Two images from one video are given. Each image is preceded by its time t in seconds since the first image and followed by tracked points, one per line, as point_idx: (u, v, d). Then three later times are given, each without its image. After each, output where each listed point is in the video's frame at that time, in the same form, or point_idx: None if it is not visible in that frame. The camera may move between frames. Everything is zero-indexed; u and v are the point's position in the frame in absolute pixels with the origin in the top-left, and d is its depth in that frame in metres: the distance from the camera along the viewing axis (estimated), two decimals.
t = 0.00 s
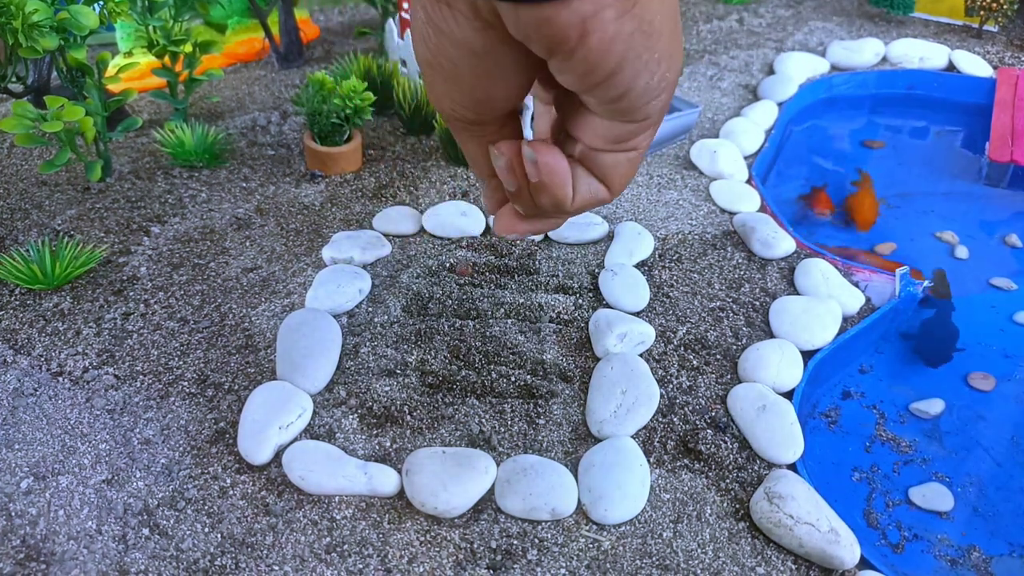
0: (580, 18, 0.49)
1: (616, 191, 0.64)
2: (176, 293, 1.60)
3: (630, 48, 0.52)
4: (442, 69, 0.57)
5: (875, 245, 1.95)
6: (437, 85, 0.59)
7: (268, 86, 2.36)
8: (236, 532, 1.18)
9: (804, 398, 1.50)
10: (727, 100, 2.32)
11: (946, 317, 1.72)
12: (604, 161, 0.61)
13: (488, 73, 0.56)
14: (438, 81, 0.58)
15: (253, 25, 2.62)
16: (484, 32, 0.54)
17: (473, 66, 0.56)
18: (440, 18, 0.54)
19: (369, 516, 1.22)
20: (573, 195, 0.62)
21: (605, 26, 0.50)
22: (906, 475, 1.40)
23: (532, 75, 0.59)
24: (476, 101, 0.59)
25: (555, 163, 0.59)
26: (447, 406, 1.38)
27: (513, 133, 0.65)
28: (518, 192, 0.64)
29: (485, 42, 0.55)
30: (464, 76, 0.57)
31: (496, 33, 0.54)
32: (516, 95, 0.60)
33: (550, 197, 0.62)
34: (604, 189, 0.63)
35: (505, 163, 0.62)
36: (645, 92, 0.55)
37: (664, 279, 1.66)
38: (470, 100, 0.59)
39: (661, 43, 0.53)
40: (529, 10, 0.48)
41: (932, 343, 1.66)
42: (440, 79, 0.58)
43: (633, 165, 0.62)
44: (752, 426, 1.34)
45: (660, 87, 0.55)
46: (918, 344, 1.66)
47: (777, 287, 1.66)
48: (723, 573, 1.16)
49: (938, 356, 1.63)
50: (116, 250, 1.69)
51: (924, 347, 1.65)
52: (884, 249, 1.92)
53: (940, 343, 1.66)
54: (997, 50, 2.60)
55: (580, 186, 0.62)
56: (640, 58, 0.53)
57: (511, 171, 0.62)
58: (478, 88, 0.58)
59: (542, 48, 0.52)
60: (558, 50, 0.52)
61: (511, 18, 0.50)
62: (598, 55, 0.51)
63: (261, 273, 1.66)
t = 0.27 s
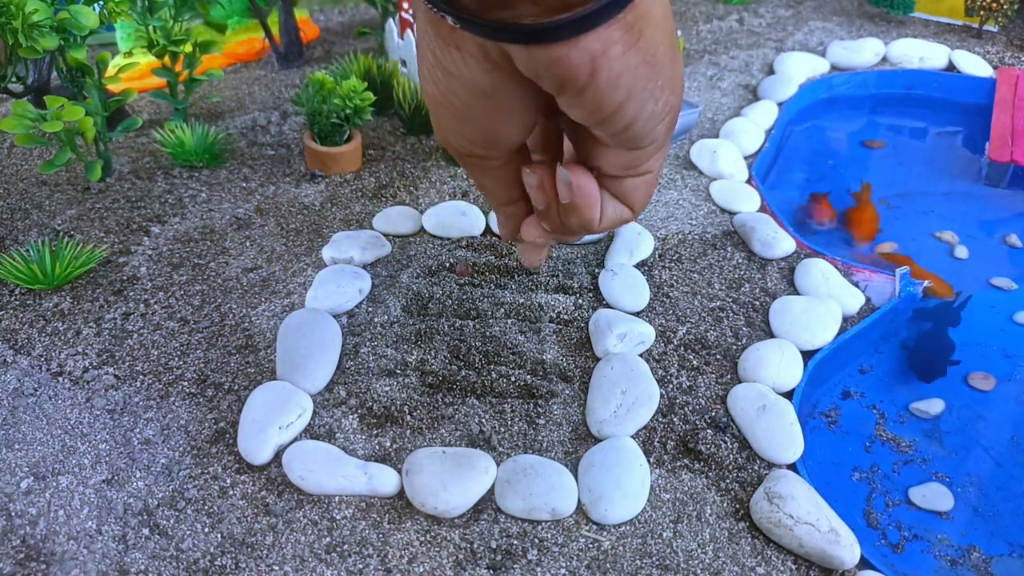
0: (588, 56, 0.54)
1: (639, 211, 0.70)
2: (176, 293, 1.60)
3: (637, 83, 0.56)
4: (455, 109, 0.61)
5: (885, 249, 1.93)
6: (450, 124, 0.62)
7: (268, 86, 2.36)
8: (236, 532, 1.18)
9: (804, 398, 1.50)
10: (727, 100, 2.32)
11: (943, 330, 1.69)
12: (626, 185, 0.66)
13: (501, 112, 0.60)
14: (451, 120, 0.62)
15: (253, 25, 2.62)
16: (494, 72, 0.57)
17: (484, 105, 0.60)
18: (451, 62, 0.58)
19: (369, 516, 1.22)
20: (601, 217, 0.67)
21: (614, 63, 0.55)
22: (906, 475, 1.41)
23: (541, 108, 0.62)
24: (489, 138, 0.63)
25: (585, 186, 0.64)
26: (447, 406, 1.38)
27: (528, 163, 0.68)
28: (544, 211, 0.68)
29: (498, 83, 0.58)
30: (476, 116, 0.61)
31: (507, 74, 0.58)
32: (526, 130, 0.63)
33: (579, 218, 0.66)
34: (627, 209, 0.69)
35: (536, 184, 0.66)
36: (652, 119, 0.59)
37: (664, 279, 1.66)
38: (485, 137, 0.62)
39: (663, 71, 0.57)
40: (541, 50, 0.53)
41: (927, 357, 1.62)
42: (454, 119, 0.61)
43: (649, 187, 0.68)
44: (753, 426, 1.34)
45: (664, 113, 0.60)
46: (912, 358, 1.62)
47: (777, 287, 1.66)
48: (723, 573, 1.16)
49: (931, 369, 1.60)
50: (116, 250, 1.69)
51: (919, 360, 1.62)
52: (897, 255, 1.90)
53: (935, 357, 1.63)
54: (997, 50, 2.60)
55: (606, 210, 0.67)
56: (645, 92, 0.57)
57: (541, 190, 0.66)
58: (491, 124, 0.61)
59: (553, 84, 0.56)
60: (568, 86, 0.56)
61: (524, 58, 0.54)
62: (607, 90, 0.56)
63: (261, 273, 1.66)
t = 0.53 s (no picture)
0: (610, 56, 0.50)
1: (645, 199, 0.66)
2: (176, 293, 1.60)
3: (657, 79, 0.53)
4: (467, 108, 0.57)
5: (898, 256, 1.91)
6: (461, 121, 0.58)
7: (268, 86, 2.36)
8: (236, 532, 1.18)
9: (804, 398, 1.50)
10: (727, 100, 2.32)
11: (937, 345, 1.66)
12: (634, 175, 0.63)
13: (515, 108, 0.57)
14: (461, 118, 0.58)
15: (253, 25, 2.62)
16: (509, 72, 0.54)
17: (499, 104, 0.56)
18: (465, 61, 0.54)
19: (369, 516, 1.22)
20: (606, 208, 0.64)
21: (634, 60, 0.51)
22: (906, 475, 1.41)
23: (556, 100, 0.59)
24: (501, 134, 0.59)
25: (591, 179, 0.60)
26: (447, 406, 1.38)
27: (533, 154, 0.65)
28: (548, 207, 0.65)
29: (511, 80, 0.54)
30: (488, 114, 0.57)
31: (520, 71, 0.54)
32: (538, 123, 0.60)
33: (584, 211, 0.63)
34: (635, 201, 0.65)
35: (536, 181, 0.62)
36: (670, 112, 0.55)
37: (663, 279, 1.66)
38: (496, 133, 0.59)
39: (681, 63, 0.54)
40: (561, 52, 0.49)
41: (917, 371, 1.61)
42: (465, 117, 0.58)
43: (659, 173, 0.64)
44: (753, 426, 1.34)
45: (681, 104, 0.56)
46: (902, 370, 1.61)
47: (777, 287, 1.66)
48: (723, 573, 1.16)
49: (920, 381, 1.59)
50: (116, 250, 1.69)
51: (908, 372, 1.60)
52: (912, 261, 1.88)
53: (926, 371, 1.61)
54: (997, 50, 2.60)
55: (612, 200, 0.64)
56: (665, 87, 0.53)
57: (542, 185, 0.62)
58: (502, 121, 0.58)
59: (569, 83, 0.52)
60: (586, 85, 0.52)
61: (543, 60, 0.51)
62: (627, 88, 0.52)
63: (261, 273, 1.66)
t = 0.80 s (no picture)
0: (615, 89, 0.50)
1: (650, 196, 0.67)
2: (176, 293, 1.60)
3: (660, 105, 0.53)
4: (468, 127, 0.57)
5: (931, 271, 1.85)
6: (462, 139, 0.58)
7: (268, 86, 2.36)
8: (236, 532, 1.18)
9: (804, 398, 1.50)
10: (727, 100, 2.32)
11: (930, 352, 1.65)
12: (641, 174, 0.62)
13: (518, 130, 0.57)
14: (464, 137, 0.58)
15: (253, 25, 2.62)
16: (512, 99, 0.53)
17: (500, 126, 0.56)
18: (467, 87, 0.54)
19: (369, 516, 1.22)
20: (613, 210, 0.64)
21: (639, 89, 0.51)
22: (906, 475, 1.41)
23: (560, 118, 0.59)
24: (502, 151, 0.59)
25: (597, 177, 0.60)
26: (447, 406, 1.38)
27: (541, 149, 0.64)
28: (554, 202, 0.65)
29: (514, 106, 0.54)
30: (490, 134, 0.57)
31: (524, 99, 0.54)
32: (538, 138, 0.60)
33: (592, 209, 0.63)
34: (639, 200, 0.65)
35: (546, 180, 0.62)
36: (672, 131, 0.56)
37: (664, 279, 1.66)
38: (497, 149, 0.59)
39: (684, 86, 0.54)
40: (565, 85, 0.50)
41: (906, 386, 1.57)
42: (467, 136, 0.58)
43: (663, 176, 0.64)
44: (753, 426, 1.34)
45: (684, 119, 0.56)
46: (892, 381, 1.57)
47: (777, 287, 1.66)
48: (723, 573, 1.16)
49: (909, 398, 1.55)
50: (116, 250, 1.69)
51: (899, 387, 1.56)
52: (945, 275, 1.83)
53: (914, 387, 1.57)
54: (997, 50, 2.60)
55: (620, 200, 0.63)
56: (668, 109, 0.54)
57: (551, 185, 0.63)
58: (505, 141, 0.58)
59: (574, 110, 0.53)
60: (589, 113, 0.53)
61: (547, 92, 0.51)
62: (632, 117, 0.53)
63: (261, 273, 1.66)
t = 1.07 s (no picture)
0: (617, 110, 0.52)
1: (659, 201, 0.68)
2: (176, 293, 1.60)
3: (664, 123, 0.55)
4: (473, 137, 0.60)
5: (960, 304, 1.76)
6: (467, 145, 0.61)
7: (268, 86, 2.36)
8: (236, 532, 1.18)
9: (804, 398, 1.50)
10: (727, 100, 2.32)
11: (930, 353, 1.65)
12: (654, 182, 0.64)
13: (521, 140, 0.60)
14: (468, 144, 0.61)
15: (253, 26, 2.62)
16: (517, 113, 0.56)
17: (505, 137, 0.59)
18: (472, 102, 0.56)
19: (369, 516, 1.22)
20: (625, 203, 0.65)
21: (642, 111, 0.53)
22: (906, 475, 1.41)
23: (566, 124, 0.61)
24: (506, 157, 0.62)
25: (618, 168, 0.62)
26: (447, 406, 1.38)
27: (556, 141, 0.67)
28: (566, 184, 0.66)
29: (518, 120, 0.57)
30: (494, 144, 0.60)
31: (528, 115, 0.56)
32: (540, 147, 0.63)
33: (604, 197, 0.64)
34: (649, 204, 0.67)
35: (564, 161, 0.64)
36: (677, 142, 0.58)
37: (664, 279, 1.66)
38: (500, 155, 0.62)
39: (691, 105, 0.55)
40: (569, 105, 0.52)
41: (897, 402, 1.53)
42: (471, 144, 0.61)
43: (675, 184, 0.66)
44: (752, 426, 1.34)
45: (690, 132, 0.58)
46: (885, 390, 1.54)
47: (777, 287, 1.66)
48: (723, 573, 1.16)
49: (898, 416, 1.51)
50: (116, 251, 1.69)
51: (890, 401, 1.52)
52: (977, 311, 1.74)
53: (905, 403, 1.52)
54: (997, 50, 2.60)
55: (630, 197, 0.65)
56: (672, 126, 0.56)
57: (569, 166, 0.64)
58: (508, 149, 0.61)
59: (577, 127, 0.55)
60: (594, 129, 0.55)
61: (551, 109, 0.53)
62: (634, 132, 0.55)
63: (261, 273, 1.66)
